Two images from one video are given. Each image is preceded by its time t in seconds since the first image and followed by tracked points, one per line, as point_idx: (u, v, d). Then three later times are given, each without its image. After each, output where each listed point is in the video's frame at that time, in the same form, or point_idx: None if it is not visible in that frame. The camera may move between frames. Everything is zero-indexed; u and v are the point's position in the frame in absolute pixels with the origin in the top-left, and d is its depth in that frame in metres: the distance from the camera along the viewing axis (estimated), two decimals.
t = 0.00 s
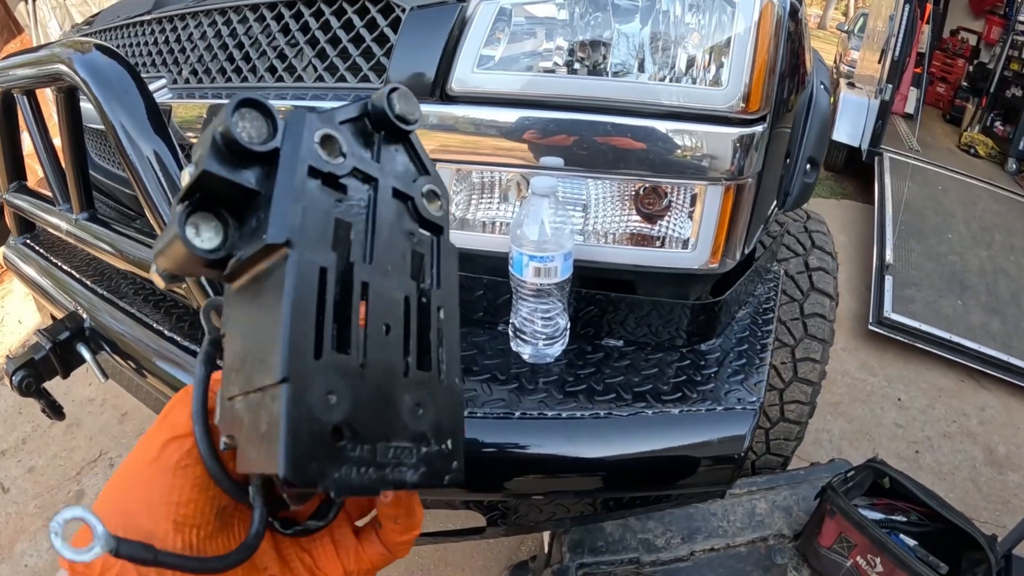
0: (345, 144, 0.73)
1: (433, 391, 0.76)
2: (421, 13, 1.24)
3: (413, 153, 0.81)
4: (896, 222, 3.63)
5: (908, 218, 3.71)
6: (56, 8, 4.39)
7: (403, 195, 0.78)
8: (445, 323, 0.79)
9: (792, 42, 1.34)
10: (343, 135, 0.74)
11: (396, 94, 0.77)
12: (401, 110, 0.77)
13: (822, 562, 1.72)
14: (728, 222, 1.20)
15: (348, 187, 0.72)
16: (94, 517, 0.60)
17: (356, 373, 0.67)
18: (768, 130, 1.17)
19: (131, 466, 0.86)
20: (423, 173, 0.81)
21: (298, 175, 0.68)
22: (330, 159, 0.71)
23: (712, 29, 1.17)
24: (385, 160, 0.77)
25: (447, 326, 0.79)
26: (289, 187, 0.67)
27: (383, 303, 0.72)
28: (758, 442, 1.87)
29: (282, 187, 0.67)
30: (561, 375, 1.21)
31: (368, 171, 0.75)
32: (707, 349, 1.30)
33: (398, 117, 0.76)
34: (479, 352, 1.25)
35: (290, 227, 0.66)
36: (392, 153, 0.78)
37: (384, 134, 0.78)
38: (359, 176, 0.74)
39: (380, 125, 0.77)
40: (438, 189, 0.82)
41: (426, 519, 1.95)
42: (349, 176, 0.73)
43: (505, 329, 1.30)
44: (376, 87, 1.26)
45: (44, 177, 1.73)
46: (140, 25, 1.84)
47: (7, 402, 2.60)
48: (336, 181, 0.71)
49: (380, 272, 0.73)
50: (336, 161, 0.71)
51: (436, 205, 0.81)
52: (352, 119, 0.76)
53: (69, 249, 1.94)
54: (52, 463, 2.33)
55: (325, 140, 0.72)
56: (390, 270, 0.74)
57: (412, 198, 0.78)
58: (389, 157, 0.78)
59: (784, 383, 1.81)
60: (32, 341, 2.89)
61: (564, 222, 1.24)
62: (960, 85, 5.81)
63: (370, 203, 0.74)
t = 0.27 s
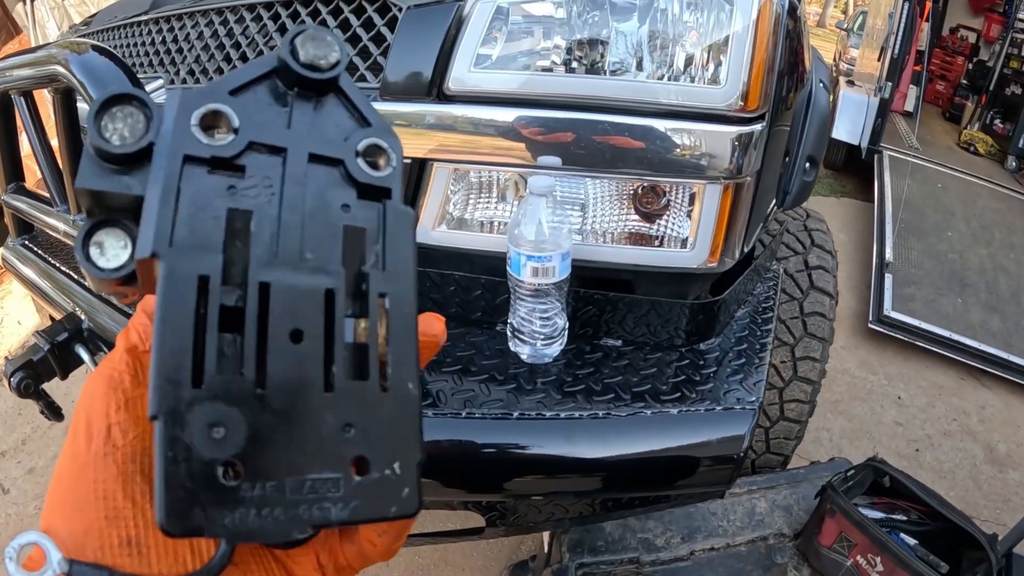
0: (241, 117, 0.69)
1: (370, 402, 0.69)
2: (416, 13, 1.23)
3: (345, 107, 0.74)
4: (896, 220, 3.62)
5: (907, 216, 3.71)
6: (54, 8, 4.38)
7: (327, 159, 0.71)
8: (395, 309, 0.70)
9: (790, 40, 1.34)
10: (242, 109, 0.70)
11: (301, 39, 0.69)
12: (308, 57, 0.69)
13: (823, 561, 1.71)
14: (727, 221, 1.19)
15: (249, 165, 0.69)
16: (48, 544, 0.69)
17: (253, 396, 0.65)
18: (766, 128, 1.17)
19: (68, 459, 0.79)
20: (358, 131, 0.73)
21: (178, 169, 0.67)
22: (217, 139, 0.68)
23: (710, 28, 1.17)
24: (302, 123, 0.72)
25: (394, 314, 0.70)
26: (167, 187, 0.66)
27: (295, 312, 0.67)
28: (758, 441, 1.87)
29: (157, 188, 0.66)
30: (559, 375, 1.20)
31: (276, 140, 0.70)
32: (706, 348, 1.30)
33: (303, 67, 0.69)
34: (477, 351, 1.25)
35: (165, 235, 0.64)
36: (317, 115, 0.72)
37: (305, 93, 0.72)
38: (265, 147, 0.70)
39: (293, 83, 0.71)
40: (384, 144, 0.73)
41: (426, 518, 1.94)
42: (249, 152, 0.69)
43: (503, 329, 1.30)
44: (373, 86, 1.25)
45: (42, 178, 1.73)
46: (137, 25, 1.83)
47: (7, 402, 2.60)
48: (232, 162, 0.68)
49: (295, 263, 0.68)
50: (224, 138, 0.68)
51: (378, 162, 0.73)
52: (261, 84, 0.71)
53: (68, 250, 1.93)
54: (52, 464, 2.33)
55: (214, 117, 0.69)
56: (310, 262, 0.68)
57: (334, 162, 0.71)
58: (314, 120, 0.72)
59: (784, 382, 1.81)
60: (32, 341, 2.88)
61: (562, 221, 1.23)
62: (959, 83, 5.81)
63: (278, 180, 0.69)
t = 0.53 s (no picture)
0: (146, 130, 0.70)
1: (273, 351, 0.59)
2: (412, 10, 1.23)
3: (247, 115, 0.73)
4: (895, 218, 3.61)
5: (907, 214, 3.70)
6: (51, 8, 4.37)
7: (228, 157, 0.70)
8: (296, 266, 0.63)
9: (788, 37, 1.33)
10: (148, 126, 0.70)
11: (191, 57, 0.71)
12: (197, 71, 0.71)
13: (823, 560, 1.71)
14: (725, 218, 1.19)
15: (155, 167, 0.68)
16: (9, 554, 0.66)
17: (145, 349, 0.58)
18: (764, 125, 1.16)
19: (12, 469, 0.80)
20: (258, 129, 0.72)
21: (88, 171, 0.66)
22: (123, 146, 0.68)
23: (708, 25, 1.16)
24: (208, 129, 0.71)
25: (299, 271, 0.63)
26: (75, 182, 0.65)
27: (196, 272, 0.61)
28: (757, 439, 1.86)
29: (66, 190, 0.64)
30: (557, 374, 1.20)
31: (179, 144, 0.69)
32: (704, 347, 1.29)
33: (192, 81, 0.71)
34: (474, 351, 1.25)
35: (76, 218, 0.62)
36: (219, 125, 0.72)
37: (206, 105, 0.72)
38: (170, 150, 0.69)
39: (193, 97, 0.72)
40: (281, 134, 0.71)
41: (425, 518, 1.94)
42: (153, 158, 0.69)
43: (500, 328, 1.30)
44: (368, 84, 1.25)
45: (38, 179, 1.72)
46: (133, 26, 1.82)
47: (6, 404, 2.59)
48: (138, 164, 0.68)
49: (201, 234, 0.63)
50: (129, 145, 0.68)
51: (279, 151, 0.70)
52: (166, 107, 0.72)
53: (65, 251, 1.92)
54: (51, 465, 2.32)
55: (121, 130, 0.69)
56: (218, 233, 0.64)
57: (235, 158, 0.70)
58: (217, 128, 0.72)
59: (784, 380, 1.80)
60: (31, 342, 2.88)
61: (558, 220, 1.23)
62: (958, 80, 5.80)
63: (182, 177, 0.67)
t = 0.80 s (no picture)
0: (169, 178, 0.82)
1: (271, 308, 0.70)
2: (409, 7, 1.22)
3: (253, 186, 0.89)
4: (894, 217, 3.61)
5: (907, 212, 3.69)
6: (49, 9, 4.37)
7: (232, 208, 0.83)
8: (285, 270, 0.76)
9: (787, 35, 1.33)
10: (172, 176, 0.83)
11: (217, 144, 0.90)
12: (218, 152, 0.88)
13: (823, 560, 1.70)
14: (724, 218, 1.18)
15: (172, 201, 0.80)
16: None
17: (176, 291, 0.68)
18: (763, 123, 1.15)
19: None
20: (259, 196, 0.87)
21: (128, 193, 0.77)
22: (156, 182, 0.80)
23: (706, 22, 1.15)
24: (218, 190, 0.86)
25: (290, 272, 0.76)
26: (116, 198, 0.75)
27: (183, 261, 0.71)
28: (757, 439, 1.85)
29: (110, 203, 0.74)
30: (555, 375, 1.19)
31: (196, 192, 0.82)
32: (703, 347, 1.28)
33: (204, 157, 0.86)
34: (472, 352, 1.24)
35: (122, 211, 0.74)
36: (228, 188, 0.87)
37: (219, 176, 0.88)
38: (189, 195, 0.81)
39: (206, 168, 0.87)
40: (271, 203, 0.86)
41: (424, 518, 1.93)
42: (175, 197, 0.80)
43: (497, 329, 1.29)
44: (365, 83, 1.24)
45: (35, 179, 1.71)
46: (128, 25, 1.81)
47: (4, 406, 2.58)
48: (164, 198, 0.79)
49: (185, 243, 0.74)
50: (161, 182, 0.80)
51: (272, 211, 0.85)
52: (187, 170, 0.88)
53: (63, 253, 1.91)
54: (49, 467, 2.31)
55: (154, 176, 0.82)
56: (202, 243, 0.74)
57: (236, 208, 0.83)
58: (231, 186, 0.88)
59: (783, 379, 1.79)
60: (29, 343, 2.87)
61: (556, 219, 1.22)
62: (957, 78, 5.79)
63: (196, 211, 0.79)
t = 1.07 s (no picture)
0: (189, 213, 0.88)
1: (223, 275, 0.72)
2: (412, 5, 1.22)
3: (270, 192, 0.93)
4: (895, 215, 3.61)
5: (907, 210, 3.70)
6: (49, 9, 4.37)
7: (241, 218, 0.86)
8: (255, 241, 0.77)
9: (791, 34, 1.33)
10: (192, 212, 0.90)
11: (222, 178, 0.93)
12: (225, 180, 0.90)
13: (827, 559, 1.70)
14: (728, 216, 1.18)
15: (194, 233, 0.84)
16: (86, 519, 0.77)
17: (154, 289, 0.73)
18: (768, 121, 1.15)
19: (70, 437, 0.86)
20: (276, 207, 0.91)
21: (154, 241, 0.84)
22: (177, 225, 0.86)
23: (710, 19, 1.14)
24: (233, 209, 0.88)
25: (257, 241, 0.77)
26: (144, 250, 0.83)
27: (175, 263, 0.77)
28: (760, 438, 1.86)
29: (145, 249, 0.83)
30: (559, 373, 1.19)
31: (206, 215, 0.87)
32: (708, 345, 1.28)
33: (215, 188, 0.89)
34: (475, 350, 1.24)
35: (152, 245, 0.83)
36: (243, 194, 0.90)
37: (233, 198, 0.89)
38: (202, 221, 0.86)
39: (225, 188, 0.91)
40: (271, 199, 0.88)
41: (427, 517, 1.93)
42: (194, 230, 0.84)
43: (501, 327, 1.29)
44: (368, 82, 1.24)
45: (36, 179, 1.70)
46: (130, 24, 1.81)
47: (6, 406, 2.58)
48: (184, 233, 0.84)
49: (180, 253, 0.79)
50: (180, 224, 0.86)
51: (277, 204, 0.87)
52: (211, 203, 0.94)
53: (64, 252, 1.91)
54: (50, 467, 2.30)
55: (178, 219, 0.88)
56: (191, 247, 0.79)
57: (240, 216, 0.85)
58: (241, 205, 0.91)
59: (786, 378, 1.80)
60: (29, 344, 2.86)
61: (560, 217, 1.22)
62: (957, 77, 5.80)
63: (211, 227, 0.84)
